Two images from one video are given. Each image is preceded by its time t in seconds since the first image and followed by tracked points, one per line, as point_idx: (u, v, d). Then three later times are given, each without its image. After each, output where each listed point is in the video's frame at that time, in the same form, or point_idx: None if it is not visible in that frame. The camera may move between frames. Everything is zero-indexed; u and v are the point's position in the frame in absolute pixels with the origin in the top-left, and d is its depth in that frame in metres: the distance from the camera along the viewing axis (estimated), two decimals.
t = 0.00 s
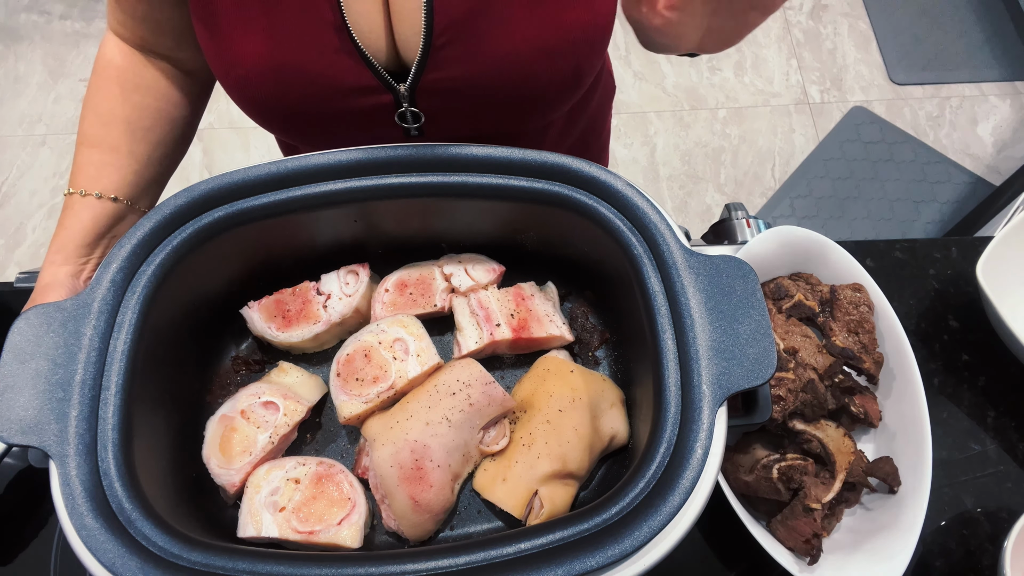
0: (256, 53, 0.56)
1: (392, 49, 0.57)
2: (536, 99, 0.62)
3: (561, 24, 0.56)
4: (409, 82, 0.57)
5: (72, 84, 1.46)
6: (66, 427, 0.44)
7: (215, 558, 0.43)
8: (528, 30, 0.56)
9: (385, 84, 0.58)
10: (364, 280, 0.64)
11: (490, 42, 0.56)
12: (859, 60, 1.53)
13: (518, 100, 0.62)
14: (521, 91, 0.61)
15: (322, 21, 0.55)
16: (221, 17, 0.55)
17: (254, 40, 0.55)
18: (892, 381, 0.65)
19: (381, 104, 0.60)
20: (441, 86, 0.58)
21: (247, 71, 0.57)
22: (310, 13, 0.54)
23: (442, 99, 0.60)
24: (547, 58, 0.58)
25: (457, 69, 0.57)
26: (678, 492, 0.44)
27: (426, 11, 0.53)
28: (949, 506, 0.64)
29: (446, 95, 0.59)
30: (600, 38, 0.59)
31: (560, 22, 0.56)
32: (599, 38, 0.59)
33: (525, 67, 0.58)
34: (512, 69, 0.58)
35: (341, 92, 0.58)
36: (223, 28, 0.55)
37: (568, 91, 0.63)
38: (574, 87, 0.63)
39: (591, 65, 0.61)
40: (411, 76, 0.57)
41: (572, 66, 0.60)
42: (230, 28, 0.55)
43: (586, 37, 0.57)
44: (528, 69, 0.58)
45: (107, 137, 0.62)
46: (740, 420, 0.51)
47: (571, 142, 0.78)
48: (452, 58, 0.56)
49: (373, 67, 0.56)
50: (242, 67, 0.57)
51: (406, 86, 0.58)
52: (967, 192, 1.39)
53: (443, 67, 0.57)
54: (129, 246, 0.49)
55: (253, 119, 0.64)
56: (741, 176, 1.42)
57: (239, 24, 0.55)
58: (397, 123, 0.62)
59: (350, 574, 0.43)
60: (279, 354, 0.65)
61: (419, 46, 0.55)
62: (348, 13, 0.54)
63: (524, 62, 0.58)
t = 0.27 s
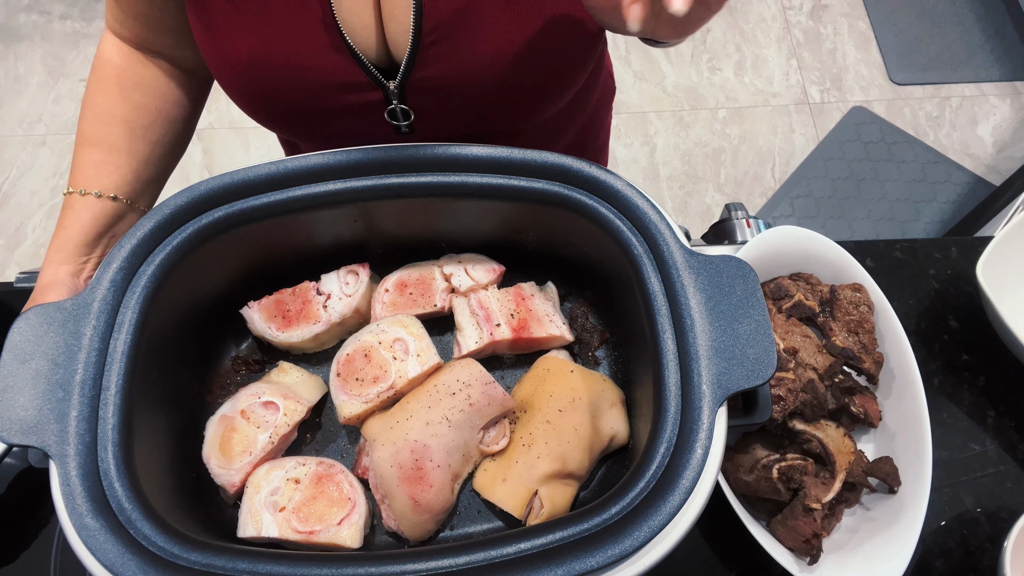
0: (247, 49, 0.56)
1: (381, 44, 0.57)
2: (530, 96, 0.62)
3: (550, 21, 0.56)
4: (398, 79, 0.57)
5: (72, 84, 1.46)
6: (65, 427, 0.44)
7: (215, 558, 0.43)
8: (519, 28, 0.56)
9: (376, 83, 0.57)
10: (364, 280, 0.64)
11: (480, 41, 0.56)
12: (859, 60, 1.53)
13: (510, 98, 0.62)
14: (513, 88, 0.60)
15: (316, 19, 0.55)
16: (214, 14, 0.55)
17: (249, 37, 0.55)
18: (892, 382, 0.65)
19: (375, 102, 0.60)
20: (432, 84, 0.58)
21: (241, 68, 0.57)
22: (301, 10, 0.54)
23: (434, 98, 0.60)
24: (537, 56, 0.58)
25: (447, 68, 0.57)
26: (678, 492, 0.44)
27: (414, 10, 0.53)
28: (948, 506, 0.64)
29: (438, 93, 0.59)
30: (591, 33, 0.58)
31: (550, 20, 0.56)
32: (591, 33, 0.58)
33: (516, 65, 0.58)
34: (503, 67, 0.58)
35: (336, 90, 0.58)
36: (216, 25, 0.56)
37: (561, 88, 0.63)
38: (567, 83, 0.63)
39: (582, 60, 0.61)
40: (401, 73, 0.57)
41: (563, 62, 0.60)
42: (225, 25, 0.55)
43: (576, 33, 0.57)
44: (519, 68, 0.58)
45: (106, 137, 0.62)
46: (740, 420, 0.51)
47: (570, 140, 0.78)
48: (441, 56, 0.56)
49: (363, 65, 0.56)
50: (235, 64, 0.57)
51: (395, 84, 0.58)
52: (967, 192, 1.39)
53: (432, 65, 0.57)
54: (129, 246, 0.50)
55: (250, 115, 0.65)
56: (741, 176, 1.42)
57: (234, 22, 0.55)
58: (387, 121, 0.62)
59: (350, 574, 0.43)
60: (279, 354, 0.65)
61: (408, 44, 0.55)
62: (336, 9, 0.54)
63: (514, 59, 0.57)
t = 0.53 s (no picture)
0: (246, 49, 0.56)
1: (381, 42, 0.58)
2: (530, 93, 0.62)
3: (550, 17, 0.56)
4: (398, 77, 0.57)
5: (72, 84, 1.46)
6: (65, 427, 0.44)
7: (215, 558, 0.43)
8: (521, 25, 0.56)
9: (375, 80, 0.57)
10: (364, 280, 0.64)
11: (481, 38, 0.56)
12: (859, 60, 1.53)
13: (510, 94, 0.62)
14: (514, 84, 0.60)
15: (314, 17, 0.55)
16: (211, 15, 0.55)
17: (248, 37, 0.56)
18: (892, 382, 0.65)
19: (374, 100, 0.60)
20: (431, 81, 0.58)
21: (240, 68, 0.57)
22: (297, 10, 0.55)
23: (434, 96, 0.60)
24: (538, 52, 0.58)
25: (447, 65, 0.57)
26: (678, 492, 0.44)
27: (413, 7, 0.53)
28: (948, 506, 0.64)
29: (438, 91, 0.59)
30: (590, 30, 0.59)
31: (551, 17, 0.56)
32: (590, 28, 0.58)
33: (517, 62, 0.58)
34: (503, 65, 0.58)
35: (335, 89, 0.58)
36: (213, 25, 0.56)
37: (560, 84, 0.63)
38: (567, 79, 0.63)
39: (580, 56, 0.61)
40: (400, 71, 0.57)
41: (562, 58, 0.60)
42: (224, 25, 0.55)
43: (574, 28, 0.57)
44: (519, 65, 0.58)
45: (105, 137, 0.62)
46: (740, 420, 0.51)
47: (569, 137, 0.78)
48: (441, 53, 0.56)
49: (362, 62, 0.56)
50: (234, 64, 0.57)
51: (395, 81, 0.58)
52: (967, 192, 1.39)
53: (432, 63, 0.57)
54: (129, 246, 0.50)
55: (249, 115, 0.65)
56: (741, 176, 1.42)
57: (234, 22, 0.55)
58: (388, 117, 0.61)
59: (350, 574, 0.43)
60: (279, 354, 0.65)
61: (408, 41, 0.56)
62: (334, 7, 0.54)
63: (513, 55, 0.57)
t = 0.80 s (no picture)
0: (248, 46, 0.56)
1: (382, 39, 0.58)
2: (531, 90, 0.63)
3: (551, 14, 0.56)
4: (400, 73, 0.57)
5: (72, 84, 1.46)
6: (65, 427, 0.44)
7: (215, 558, 0.43)
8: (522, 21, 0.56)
9: (377, 76, 0.57)
10: (364, 280, 0.64)
11: (483, 34, 0.56)
12: (859, 60, 1.53)
13: (511, 90, 0.62)
14: (514, 80, 0.61)
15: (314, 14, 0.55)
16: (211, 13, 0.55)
17: (248, 35, 0.56)
18: (892, 382, 0.65)
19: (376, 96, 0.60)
20: (433, 76, 0.58)
21: (241, 66, 0.57)
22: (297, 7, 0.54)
23: (435, 91, 0.60)
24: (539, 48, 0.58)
25: (449, 60, 0.57)
26: (678, 492, 0.44)
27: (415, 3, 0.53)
28: (948, 506, 0.64)
29: (439, 86, 0.60)
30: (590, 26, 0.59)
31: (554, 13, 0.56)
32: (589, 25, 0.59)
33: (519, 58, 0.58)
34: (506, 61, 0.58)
35: (336, 86, 0.58)
36: (213, 23, 0.56)
37: (560, 81, 0.63)
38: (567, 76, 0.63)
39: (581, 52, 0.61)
40: (403, 67, 0.57)
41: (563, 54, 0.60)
42: (223, 23, 0.55)
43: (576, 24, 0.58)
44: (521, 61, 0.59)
45: (103, 137, 0.62)
46: (740, 420, 0.51)
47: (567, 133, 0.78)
48: (444, 49, 0.57)
49: (363, 58, 0.56)
50: (234, 61, 0.57)
51: (397, 77, 0.57)
52: (967, 192, 1.39)
53: (434, 58, 0.57)
54: (129, 246, 0.49)
55: (248, 113, 0.64)
56: (741, 176, 1.42)
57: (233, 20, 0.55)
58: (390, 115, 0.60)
59: (350, 574, 0.43)
60: (279, 354, 0.65)
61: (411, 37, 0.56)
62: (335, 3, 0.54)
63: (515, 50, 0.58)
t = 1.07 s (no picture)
0: (248, 45, 0.56)
1: (384, 37, 0.58)
2: (530, 90, 0.63)
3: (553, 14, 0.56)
4: (401, 72, 0.57)
5: (72, 84, 1.46)
6: (65, 427, 0.44)
7: (216, 558, 0.43)
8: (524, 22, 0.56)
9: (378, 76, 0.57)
10: (364, 280, 0.64)
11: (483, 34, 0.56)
12: (859, 60, 1.53)
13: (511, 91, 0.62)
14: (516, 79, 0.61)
15: (314, 13, 0.55)
16: (212, 13, 0.55)
17: (249, 34, 0.56)
18: (892, 382, 0.65)
19: (376, 95, 0.60)
20: (435, 75, 0.58)
21: (241, 64, 0.57)
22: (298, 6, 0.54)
23: (436, 91, 0.60)
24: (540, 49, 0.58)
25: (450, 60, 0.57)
26: (678, 492, 0.44)
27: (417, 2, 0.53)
28: (948, 506, 0.64)
29: (440, 86, 0.60)
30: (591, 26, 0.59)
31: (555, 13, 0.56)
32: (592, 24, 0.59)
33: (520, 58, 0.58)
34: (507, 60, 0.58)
35: (336, 85, 0.58)
36: (213, 21, 0.55)
37: (561, 81, 0.63)
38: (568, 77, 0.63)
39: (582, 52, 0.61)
40: (404, 66, 0.57)
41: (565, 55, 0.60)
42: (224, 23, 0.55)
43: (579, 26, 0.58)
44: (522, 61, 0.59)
45: (101, 136, 0.62)
46: (740, 420, 0.51)
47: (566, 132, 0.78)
48: (445, 48, 0.56)
49: (365, 57, 0.56)
50: (235, 61, 0.57)
51: (399, 76, 0.57)
52: (967, 192, 1.39)
53: (435, 57, 0.57)
54: (129, 247, 0.49)
55: (248, 112, 0.64)
56: (741, 176, 1.42)
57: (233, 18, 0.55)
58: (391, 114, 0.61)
59: (350, 574, 0.43)
60: (278, 354, 0.65)
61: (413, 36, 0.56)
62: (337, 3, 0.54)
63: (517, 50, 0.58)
